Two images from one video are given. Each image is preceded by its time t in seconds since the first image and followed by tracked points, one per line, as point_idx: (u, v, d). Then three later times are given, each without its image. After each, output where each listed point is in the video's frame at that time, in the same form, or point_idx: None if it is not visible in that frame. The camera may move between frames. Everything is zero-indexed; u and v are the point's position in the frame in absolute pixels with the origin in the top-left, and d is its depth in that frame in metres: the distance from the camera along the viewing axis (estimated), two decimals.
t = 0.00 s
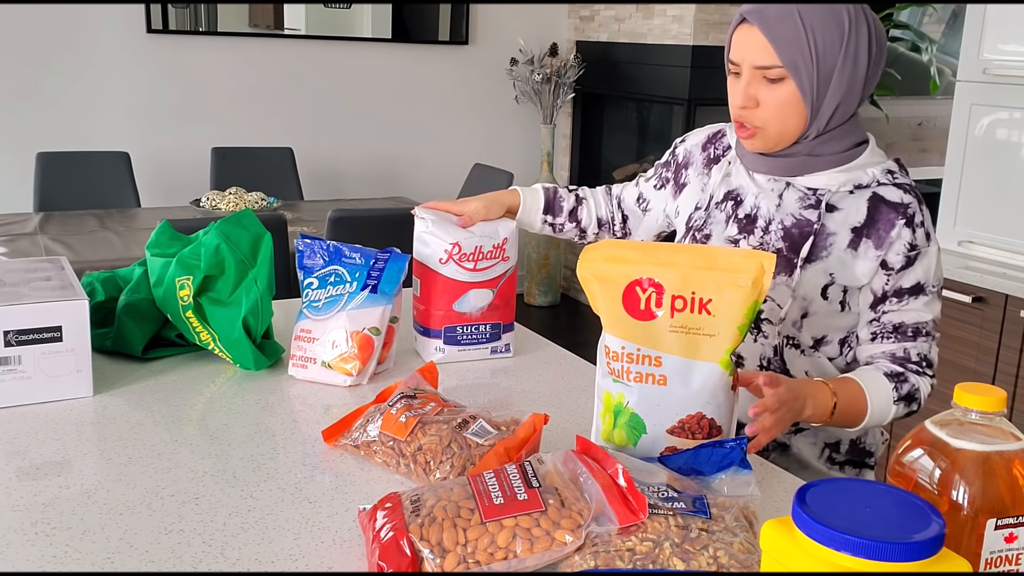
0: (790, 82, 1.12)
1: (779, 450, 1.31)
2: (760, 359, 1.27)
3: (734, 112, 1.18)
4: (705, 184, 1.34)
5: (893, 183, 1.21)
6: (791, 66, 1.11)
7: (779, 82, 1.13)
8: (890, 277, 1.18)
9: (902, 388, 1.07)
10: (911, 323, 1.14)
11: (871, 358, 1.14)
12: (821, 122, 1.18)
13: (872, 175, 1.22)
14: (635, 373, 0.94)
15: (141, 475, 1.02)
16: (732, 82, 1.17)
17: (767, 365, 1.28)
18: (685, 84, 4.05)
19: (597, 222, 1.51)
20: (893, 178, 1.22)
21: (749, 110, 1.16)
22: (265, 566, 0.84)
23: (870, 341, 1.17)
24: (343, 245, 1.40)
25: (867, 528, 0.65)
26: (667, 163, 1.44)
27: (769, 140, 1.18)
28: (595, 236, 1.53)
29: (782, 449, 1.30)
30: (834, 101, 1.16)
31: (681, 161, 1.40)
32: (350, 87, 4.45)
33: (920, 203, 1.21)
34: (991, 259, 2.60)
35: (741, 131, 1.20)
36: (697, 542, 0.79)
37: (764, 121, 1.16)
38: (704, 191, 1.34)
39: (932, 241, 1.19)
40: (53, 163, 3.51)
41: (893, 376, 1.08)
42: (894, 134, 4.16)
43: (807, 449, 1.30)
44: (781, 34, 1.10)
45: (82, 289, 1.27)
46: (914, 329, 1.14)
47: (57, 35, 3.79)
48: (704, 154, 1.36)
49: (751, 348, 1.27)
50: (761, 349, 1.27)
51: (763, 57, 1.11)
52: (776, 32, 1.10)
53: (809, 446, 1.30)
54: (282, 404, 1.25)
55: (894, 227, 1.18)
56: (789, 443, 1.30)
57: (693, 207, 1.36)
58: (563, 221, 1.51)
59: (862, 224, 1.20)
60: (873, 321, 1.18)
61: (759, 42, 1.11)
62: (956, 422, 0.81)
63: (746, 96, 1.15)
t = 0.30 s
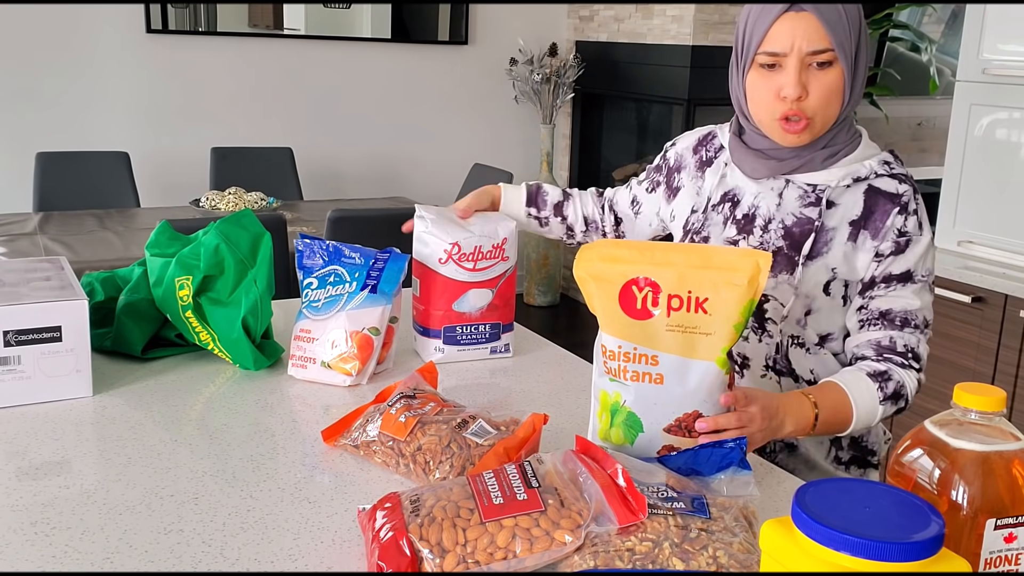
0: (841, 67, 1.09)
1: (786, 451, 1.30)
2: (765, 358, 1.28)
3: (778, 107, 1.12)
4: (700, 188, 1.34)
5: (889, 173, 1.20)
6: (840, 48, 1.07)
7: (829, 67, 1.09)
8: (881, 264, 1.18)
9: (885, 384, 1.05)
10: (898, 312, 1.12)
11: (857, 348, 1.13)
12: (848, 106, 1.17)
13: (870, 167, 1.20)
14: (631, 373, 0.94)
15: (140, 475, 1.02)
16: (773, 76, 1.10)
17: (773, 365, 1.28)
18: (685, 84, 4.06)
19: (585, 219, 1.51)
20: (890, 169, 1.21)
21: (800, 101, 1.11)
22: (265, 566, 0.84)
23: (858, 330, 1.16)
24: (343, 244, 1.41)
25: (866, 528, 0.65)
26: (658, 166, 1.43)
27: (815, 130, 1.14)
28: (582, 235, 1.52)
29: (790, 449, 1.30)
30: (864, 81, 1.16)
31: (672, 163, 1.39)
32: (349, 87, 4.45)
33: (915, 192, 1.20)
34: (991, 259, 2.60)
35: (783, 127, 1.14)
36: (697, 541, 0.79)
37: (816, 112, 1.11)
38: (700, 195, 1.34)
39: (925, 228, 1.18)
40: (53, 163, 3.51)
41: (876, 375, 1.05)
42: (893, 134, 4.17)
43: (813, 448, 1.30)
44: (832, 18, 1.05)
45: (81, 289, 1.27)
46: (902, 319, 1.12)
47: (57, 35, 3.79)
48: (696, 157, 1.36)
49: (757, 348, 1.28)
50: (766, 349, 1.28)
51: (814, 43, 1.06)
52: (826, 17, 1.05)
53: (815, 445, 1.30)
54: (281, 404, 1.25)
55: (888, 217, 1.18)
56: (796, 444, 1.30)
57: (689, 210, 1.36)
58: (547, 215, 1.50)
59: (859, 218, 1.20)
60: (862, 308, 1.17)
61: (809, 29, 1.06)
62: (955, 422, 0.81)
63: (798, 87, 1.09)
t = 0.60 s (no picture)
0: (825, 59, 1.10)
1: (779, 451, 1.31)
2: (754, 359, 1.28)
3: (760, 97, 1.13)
4: (688, 187, 1.34)
5: (877, 173, 1.20)
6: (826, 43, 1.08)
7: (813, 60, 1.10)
8: (881, 271, 1.18)
9: (893, 382, 1.08)
10: (905, 315, 1.16)
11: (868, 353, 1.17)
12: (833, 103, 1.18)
13: (857, 167, 1.20)
14: (629, 372, 0.94)
15: (140, 475, 1.02)
16: (757, 67, 1.12)
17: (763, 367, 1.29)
18: (684, 84, 4.06)
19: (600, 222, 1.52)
20: (878, 169, 1.21)
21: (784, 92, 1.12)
22: (265, 566, 0.84)
23: (865, 335, 1.20)
24: (343, 245, 1.41)
25: (866, 528, 0.65)
26: (650, 166, 1.44)
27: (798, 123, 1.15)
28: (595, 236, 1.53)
29: (781, 451, 1.30)
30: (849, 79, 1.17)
31: (661, 163, 1.40)
32: (349, 87, 4.45)
33: (906, 191, 1.20)
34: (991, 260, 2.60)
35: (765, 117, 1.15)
36: (697, 541, 0.79)
37: (799, 103, 1.13)
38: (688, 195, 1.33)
39: (921, 229, 1.19)
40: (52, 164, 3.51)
41: (883, 370, 1.09)
42: (892, 134, 4.17)
43: (806, 450, 1.30)
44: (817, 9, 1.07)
45: (81, 289, 1.27)
46: (908, 320, 1.16)
47: (56, 35, 3.78)
48: (683, 155, 1.36)
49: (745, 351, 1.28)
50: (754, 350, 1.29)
51: (798, 34, 1.08)
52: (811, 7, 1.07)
53: (809, 448, 1.30)
54: (281, 404, 1.25)
55: (879, 220, 1.18)
56: (787, 446, 1.30)
57: (677, 211, 1.36)
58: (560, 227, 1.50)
59: (848, 219, 1.19)
60: (868, 315, 1.19)
61: (794, 19, 1.07)
62: (955, 422, 0.81)
63: (782, 78, 1.10)
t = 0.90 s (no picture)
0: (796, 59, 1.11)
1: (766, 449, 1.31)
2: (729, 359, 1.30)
3: (731, 97, 1.14)
4: (666, 189, 1.37)
5: (845, 170, 1.20)
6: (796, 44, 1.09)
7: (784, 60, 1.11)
8: (823, 261, 1.20)
9: (791, 381, 1.13)
10: (826, 308, 1.17)
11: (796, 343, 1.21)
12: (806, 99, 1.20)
13: (826, 165, 1.21)
14: (628, 371, 0.94)
15: (140, 475, 1.02)
16: (728, 66, 1.13)
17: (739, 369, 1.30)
18: (683, 84, 4.07)
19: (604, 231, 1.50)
20: (846, 165, 1.21)
21: (754, 92, 1.13)
22: (264, 566, 0.84)
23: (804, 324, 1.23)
24: (343, 245, 1.41)
25: (865, 528, 0.65)
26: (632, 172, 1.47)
27: (769, 121, 1.17)
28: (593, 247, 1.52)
29: (767, 448, 1.31)
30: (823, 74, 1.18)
31: (643, 167, 1.43)
32: (348, 87, 4.45)
33: (870, 186, 1.20)
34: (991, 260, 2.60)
35: (736, 117, 1.17)
36: (696, 541, 0.79)
37: (767, 104, 1.14)
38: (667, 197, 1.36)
39: (874, 222, 1.18)
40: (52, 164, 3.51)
41: (782, 368, 1.14)
42: (892, 134, 4.17)
43: (793, 448, 1.30)
44: (788, 10, 1.07)
45: (81, 289, 1.27)
46: (833, 316, 1.16)
47: (56, 35, 3.78)
48: (662, 159, 1.40)
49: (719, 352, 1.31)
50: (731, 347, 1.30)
51: (769, 35, 1.08)
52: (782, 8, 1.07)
53: (795, 445, 1.30)
54: (280, 404, 1.25)
55: (834, 214, 1.20)
56: (773, 443, 1.31)
57: (655, 214, 1.39)
58: (570, 240, 1.49)
59: (811, 216, 1.21)
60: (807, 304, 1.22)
61: (765, 20, 1.07)
62: (954, 422, 0.81)
63: (753, 78, 1.11)
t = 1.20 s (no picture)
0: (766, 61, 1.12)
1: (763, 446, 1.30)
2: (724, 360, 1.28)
3: (703, 97, 1.16)
4: (639, 203, 1.38)
5: (818, 164, 1.21)
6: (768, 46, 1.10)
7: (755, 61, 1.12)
8: (794, 252, 1.22)
9: (755, 368, 1.18)
10: (795, 299, 1.19)
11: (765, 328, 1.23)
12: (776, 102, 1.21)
13: (798, 161, 1.22)
14: (628, 371, 0.94)
15: (140, 475, 1.02)
16: (699, 66, 1.14)
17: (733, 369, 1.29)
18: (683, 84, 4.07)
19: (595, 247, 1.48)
20: (819, 159, 1.22)
21: (725, 91, 1.14)
22: (263, 566, 0.84)
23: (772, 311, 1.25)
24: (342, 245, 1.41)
25: (863, 527, 0.65)
26: (601, 193, 1.46)
27: (740, 123, 1.18)
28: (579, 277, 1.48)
29: (767, 447, 1.30)
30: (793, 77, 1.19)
31: (611, 184, 1.44)
32: (347, 87, 4.45)
33: (844, 178, 1.20)
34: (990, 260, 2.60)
35: (707, 117, 1.18)
36: (696, 541, 0.79)
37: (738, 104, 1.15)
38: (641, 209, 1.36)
39: (847, 215, 1.19)
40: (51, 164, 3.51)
41: (749, 354, 1.19)
42: (891, 133, 4.16)
43: (793, 444, 1.30)
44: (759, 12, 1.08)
45: (80, 289, 1.27)
46: (799, 308, 1.19)
47: (56, 35, 3.78)
48: (633, 172, 1.40)
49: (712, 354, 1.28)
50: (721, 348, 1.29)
51: (740, 35, 1.09)
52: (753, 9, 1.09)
53: (794, 442, 1.30)
54: (280, 404, 1.25)
55: (807, 206, 1.21)
56: (773, 441, 1.30)
57: (631, 228, 1.38)
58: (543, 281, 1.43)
59: (786, 212, 1.22)
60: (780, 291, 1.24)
61: (736, 20, 1.09)
62: (954, 422, 0.81)
63: (723, 77, 1.13)
